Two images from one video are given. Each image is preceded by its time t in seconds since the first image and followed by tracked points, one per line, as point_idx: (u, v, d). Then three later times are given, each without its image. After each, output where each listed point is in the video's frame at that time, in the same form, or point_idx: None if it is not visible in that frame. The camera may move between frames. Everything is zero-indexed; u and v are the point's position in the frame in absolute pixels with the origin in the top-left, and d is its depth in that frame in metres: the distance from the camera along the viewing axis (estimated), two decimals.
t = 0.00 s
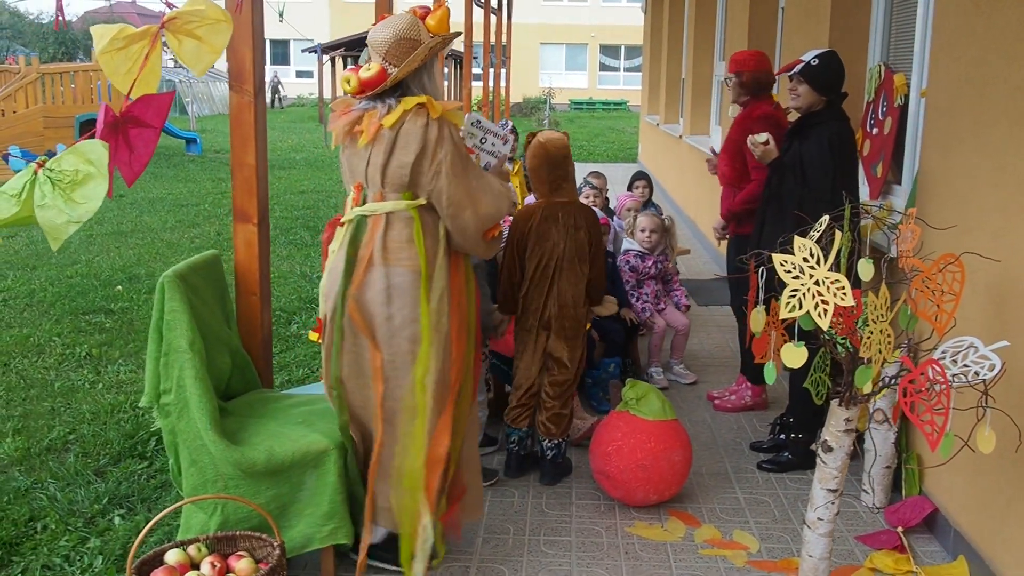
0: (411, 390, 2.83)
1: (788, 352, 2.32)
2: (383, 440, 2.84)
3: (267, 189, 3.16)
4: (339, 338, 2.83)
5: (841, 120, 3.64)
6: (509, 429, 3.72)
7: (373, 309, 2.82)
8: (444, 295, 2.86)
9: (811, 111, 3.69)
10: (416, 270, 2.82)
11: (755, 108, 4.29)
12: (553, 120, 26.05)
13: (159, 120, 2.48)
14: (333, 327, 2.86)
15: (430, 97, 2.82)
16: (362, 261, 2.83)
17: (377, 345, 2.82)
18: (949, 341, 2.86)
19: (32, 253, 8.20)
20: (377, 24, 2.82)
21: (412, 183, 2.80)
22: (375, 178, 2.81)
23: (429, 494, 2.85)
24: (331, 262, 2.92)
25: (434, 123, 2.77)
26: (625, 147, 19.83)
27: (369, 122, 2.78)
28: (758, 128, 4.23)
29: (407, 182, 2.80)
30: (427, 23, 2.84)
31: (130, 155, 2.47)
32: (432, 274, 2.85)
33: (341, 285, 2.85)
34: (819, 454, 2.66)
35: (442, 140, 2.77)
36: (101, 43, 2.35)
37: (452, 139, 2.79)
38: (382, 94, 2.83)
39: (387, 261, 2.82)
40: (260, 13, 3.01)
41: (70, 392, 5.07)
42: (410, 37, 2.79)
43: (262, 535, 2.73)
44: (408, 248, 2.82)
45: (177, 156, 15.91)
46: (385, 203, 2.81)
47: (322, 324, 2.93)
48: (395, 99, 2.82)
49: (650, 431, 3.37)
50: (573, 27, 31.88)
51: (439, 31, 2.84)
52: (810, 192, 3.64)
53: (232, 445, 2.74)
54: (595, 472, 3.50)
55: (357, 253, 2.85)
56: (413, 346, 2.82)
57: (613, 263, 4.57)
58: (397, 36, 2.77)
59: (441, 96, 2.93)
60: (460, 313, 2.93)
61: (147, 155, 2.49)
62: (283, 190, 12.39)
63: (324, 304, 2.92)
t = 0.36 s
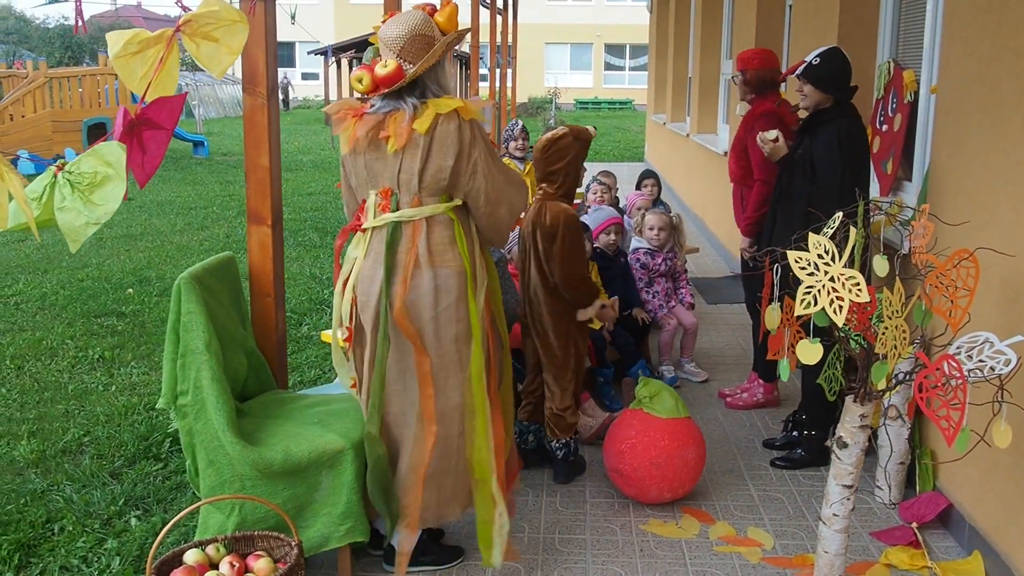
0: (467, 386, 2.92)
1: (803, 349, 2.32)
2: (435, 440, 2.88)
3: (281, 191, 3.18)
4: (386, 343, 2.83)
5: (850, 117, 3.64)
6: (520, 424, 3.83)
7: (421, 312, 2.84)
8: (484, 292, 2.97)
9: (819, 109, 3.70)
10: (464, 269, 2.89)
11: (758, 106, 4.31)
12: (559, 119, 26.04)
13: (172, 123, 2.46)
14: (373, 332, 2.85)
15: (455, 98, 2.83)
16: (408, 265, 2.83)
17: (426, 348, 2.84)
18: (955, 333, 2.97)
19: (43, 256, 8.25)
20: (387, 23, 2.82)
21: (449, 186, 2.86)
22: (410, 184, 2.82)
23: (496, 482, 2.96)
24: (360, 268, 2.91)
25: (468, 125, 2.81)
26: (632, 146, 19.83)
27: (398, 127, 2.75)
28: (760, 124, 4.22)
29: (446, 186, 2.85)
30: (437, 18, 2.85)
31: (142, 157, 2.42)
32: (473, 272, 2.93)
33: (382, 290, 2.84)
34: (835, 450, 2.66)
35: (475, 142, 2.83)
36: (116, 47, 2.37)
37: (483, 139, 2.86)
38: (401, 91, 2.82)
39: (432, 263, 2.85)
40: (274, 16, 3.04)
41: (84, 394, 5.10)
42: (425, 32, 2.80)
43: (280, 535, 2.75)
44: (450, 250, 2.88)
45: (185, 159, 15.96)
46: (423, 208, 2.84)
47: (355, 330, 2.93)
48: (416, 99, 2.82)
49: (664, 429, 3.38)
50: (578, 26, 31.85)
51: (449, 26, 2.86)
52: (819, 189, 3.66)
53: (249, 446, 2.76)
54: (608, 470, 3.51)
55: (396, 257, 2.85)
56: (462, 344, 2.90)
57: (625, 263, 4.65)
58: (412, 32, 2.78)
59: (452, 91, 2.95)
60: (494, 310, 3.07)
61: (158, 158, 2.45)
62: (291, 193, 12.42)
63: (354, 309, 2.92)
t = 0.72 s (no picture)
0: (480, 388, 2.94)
1: (813, 347, 2.33)
2: (451, 442, 2.90)
3: (289, 193, 3.20)
4: (400, 349, 2.84)
5: (856, 116, 3.64)
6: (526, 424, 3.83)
7: (436, 316, 2.85)
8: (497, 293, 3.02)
9: (822, 109, 3.73)
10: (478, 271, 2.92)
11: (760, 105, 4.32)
12: (562, 119, 26.04)
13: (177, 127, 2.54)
14: (387, 338, 2.85)
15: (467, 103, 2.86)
16: (422, 270, 2.84)
17: (439, 352, 2.86)
18: (963, 331, 2.99)
19: (49, 260, 8.28)
20: (394, 27, 2.82)
21: (463, 191, 2.88)
22: (425, 189, 2.83)
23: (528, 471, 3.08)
24: (367, 274, 2.89)
25: (481, 131, 2.85)
26: (634, 145, 19.85)
27: (413, 131, 2.77)
28: (759, 124, 4.24)
29: (460, 191, 2.87)
30: (444, 22, 2.87)
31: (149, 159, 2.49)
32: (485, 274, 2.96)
33: (395, 296, 2.83)
34: (844, 448, 2.67)
35: (488, 147, 2.87)
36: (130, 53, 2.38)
37: (494, 144, 2.90)
38: (412, 96, 2.83)
39: (446, 266, 2.86)
40: (282, 18, 3.05)
41: (93, 397, 5.12)
42: (433, 36, 2.81)
43: (292, 535, 2.76)
44: (464, 254, 2.89)
45: (189, 161, 16.00)
46: (438, 213, 2.85)
47: (363, 337, 2.90)
48: (428, 103, 2.83)
49: (672, 428, 3.39)
50: (580, 26, 31.85)
51: (456, 31, 2.89)
52: (821, 189, 3.68)
53: (261, 447, 2.77)
54: (617, 469, 3.52)
55: (408, 262, 2.86)
56: (474, 347, 2.93)
57: (631, 263, 4.69)
58: (421, 36, 2.78)
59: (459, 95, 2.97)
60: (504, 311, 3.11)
61: (165, 160, 2.51)
62: (295, 194, 12.44)
63: (361, 315, 2.89)
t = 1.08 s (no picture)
0: (483, 398, 2.95)
1: (816, 353, 2.34)
2: (456, 452, 2.91)
3: (295, 204, 3.22)
4: (402, 360, 2.84)
5: (858, 123, 3.65)
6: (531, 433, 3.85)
7: (438, 327, 2.85)
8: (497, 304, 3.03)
9: (823, 115, 3.75)
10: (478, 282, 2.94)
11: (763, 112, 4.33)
12: (566, 128, 26.07)
13: (191, 139, 2.48)
14: (387, 349, 2.86)
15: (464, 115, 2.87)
16: (421, 282, 2.85)
17: (441, 363, 2.87)
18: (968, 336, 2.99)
19: (56, 272, 8.32)
20: (395, 38, 2.86)
21: (459, 203, 2.89)
22: (422, 201, 2.84)
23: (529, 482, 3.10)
24: (368, 285, 2.90)
25: (478, 143, 2.85)
26: (639, 154, 19.88)
27: (410, 143, 2.78)
28: (759, 132, 4.25)
29: (457, 203, 2.88)
30: (445, 34, 2.90)
31: (163, 174, 2.45)
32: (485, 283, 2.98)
33: (396, 307, 2.84)
34: (850, 453, 2.67)
35: (485, 159, 2.88)
36: (132, 65, 2.44)
37: (491, 157, 2.90)
38: (410, 107, 2.85)
39: (446, 276, 2.87)
40: (287, 30, 3.08)
41: (100, 408, 5.14)
42: (434, 48, 2.84)
43: (299, 545, 2.76)
44: (464, 265, 2.90)
45: (195, 174, 16.06)
46: (436, 225, 2.85)
47: (365, 348, 2.91)
48: (426, 114, 2.85)
49: (678, 435, 3.39)
50: (583, 35, 31.91)
51: (458, 42, 2.92)
52: (820, 195, 3.70)
53: (267, 457, 2.78)
54: (623, 476, 3.52)
55: (408, 273, 2.87)
56: (476, 357, 2.94)
57: (635, 271, 4.70)
58: (422, 47, 2.82)
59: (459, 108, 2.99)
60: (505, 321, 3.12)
61: (179, 174, 2.46)
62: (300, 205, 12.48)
63: (362, 326, 2.91)
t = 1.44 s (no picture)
0: (477, 406, 2.94)
1: (812, 359, 2.32)
2: (449, 460, 2.90)
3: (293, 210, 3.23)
4: (396, 367, 2.84)
5: (858, 128, 3.65)
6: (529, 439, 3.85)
7: (430, 334, 2.85)
8: (492, 312, 3.02)
9: (823, 120, 3.75)
10: (471, 291, 2.93)
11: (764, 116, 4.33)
12: (570, 134, 26.09)
13: (197, 141, 2.52)
14: (380, 356, 2.86)
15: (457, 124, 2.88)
16: (413, 289, 2.85)
17: (434, 371, 2.86)
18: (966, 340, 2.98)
19: (60, 278, 8.35)
20: (392, 45, 2.88)
21: (450, 210, 2.90)
22: (414, 209, 2.85)
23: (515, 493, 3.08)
24: (363, 292, 2.92)
25: (470, 152, 2.85)
26: (643, 159, 19.89)
27: (400, 152, 2.80)
28: (760, 137, 4.25)
29: (448, 212, 2.89)
30: (442, 41, 2.92)
31: (176, 178, 2.50)
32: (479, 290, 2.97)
33: (389, 314, 2.85)
34: (847, 459, 2.66)
35: (477, 168, 2.88)
36: (130, 70, 2.43)
37: (485, 166, 2.90)
38: (404, 114, 2.87)
39: (438, 283, 2.88)
40: (284, 37, 3.09)
41: (102, 415, 5.15)
42: (431, 56, 2.86)
43: (296, 551, 2.77)
44: (457, 273, 2.90)
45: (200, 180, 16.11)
46: (427, 233, 2.86)
47: (361, 354, 2.93)
48: (420, 122, 2.86)
49: (677, 440, 3.38)
50: (588, 40, 31.94)
51: (454, 51, 2.93)
52: (819, 201, 3.69)
53: (265, 463, 2.79)
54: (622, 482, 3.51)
55: (400, 280, 2.87)
56: (470, 366, 2.93)
57: (636, 276, 4.67)
58: (418, 55, 2.84)
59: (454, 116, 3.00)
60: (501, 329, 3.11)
61: (193, 176, 2.53)
62: (305, 211, 12.51)
63: (359, 332, 2.92)
